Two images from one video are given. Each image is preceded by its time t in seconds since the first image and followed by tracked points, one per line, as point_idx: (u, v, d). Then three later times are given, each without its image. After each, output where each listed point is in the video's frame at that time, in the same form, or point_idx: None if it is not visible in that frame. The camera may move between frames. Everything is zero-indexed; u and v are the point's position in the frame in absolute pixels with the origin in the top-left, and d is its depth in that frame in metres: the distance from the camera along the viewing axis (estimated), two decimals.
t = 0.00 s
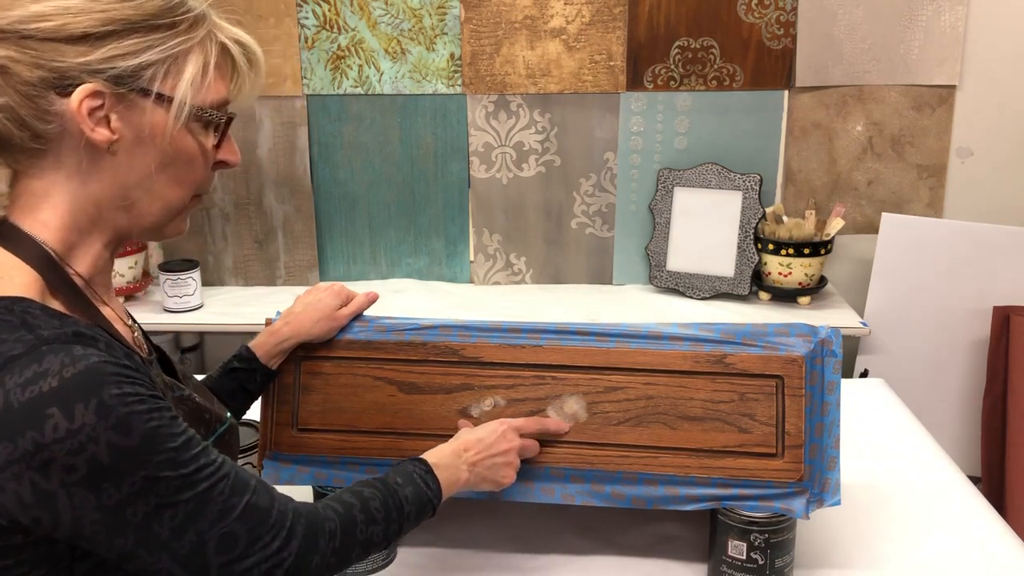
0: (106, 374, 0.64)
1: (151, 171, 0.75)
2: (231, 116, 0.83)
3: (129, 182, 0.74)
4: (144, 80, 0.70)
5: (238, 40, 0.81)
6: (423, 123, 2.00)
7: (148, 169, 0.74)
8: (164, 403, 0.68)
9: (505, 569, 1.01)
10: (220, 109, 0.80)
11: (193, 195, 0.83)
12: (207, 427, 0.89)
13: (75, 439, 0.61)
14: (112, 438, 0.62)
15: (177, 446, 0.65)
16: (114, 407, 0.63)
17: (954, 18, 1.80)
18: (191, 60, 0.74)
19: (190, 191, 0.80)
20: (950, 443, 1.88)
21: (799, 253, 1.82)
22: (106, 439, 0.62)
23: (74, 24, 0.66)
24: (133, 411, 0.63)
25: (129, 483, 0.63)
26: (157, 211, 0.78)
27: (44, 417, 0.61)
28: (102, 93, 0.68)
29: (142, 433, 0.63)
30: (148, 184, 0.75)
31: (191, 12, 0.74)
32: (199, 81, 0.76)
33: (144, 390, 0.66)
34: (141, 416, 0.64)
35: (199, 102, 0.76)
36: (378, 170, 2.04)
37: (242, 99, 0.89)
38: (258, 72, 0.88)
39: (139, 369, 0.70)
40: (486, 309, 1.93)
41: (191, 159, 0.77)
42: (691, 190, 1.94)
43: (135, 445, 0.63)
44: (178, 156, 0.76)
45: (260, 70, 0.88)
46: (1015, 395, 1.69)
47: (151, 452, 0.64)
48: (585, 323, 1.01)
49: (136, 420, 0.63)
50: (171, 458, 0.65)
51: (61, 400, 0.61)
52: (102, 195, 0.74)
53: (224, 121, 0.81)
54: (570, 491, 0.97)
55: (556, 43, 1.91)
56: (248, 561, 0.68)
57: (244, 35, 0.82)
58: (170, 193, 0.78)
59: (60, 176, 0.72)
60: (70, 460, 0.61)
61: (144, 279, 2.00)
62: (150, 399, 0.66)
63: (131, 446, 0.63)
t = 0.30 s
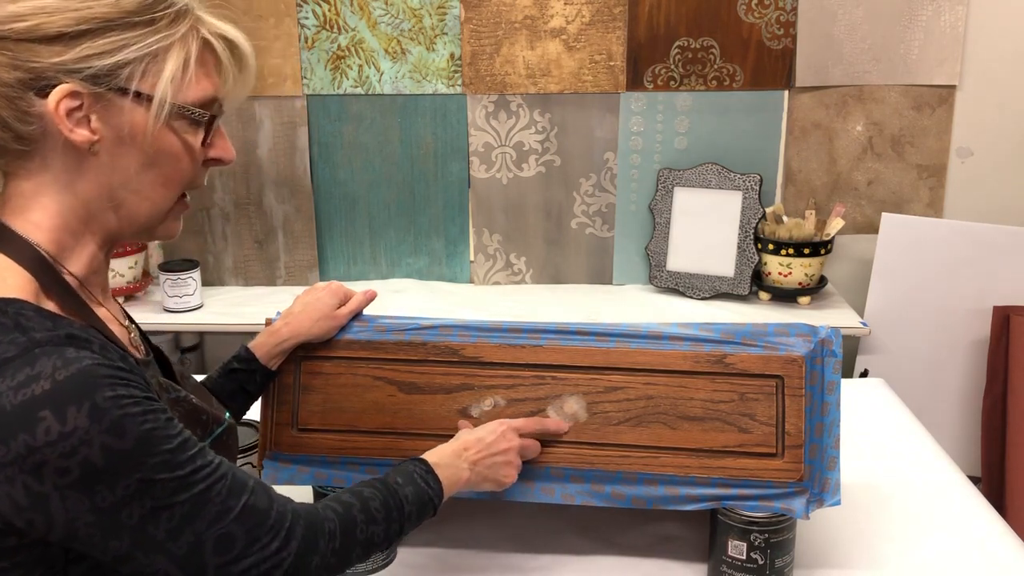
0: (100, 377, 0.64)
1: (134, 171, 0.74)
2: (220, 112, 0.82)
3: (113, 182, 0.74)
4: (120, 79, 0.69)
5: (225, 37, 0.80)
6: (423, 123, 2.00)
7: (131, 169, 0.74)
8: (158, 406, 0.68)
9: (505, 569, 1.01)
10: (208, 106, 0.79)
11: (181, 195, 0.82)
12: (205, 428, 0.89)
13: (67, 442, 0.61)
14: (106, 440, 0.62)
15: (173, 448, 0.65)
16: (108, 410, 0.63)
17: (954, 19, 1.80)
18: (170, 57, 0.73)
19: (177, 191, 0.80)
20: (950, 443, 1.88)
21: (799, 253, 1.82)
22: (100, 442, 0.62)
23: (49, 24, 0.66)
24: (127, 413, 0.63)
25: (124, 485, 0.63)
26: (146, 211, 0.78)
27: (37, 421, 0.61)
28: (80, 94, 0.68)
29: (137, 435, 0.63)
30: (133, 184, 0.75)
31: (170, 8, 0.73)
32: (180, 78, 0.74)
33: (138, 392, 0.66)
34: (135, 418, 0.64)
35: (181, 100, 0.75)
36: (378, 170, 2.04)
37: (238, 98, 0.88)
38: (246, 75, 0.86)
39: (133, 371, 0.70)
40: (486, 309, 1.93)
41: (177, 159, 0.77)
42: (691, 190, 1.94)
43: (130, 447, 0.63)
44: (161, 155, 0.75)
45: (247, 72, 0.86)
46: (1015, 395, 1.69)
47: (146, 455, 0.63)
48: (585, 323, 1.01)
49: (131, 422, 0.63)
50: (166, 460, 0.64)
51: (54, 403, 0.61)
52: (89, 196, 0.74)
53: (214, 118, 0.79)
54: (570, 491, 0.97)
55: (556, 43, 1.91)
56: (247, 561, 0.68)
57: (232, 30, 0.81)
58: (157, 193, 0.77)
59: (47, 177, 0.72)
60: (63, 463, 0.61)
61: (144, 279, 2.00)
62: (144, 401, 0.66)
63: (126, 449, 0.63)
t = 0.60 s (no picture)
0: (55, 389, 0.61)
1: (109, 174, 0.72)
2: (207, 113, 0.79)
3: (93, 181, 0.72)
4: (96, 78, 0.68)
5: (206, 34, 0.77)
6: (423, 123, 2.00)
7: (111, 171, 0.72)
8: (121, 427, 0.65)
9: (505, 569, 1.01)
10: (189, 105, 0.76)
11: (176, 189, 0.80)
12: (194, 435, 0.83)
13: (12, 452, 0.58)
14: (52, 454, 0.59)
15: (130, 474, 0.62)
16: (58, 424, 0.60)
17: (954, 18, 1.80)
18: (148, 55, 0.71)
19: (164, 191, 0.78)
20: (951, 443, 1.88)
21: (799, 253, 1.82)
22: (46, 455, 0.59)
23: (22, 23, 0.65)
24: (79, 430, 0.61)
25: (71, 505, 0.59)
26: (130, 211, 0.76)
27: None
28: (54, 92, 0.67)
29: (86, 453, 0.60)
30: (113, 185, 0.73)
31: (149, 7, 0.71)
32: (158, 76, 0.72)
33: (97, 409, 0.63)
34: (85, 435, 0.61)
35: (159, 99, 0.73)
36: (378, 170, 2.04)
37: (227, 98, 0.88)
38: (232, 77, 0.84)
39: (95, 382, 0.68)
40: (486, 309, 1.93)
41: (157, 158, 0.75)
42: (691, 190, 1.94)
43: (77, 465, 0.60)
44: (140, 154, 0.73)
45: (232, 74, 0.84)
46: (1015, 395, 1.69)
47: (97, 475, 0.60)
48: (585, 323, 1.01)
49: (77, 438, 0.60)
50: (119, 485, 0.61)
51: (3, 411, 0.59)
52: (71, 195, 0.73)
53: (194, 118, 0.77)
54: (570, 491, 0.97)
55: (556, 43, 1.91)
56: None
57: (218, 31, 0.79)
58: (141, 194, 0.75)
59: (28, 177, 0.71)
60: (8, 474, 0.58)
61: (144, 279, 2.00)
62: (103, 418, 0.63)
63: (73, 466, 0.59)
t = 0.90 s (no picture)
0: (14, 401, 0.61)
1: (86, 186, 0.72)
2: (194, 123, 0.79)
3: (74, 191, 0.72)
4: (80, 87, 0.67)
5: (195, 45, 0.77)
6: (423, 123, 2.00)
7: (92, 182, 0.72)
8: (86, 435, 0.64)
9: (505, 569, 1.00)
10: (177, 121, 0.75)
11: (152, 207, 0.80)
12: (175, 437, 0.83)
13: None
14: (7, 470, 0.59)
15: (87, 488, 0.61)
16: (14, 436, 0.60)
17: (954, 19, 1.80)
18: (135, 65, 0.70)
19: (145, 204, 0.77)
20: (951, 444, 1.88)
21: (799, 253, 1.82)
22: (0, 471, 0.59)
23: (7, 29, 0.64)
24: (33, 444, 0.60)
25: (25, 519, 0.60)
26: (109, 222, 0.75)
27: None
28: (37, 100, 0.66)
29: (40, 469, 0.60)
30: (94, 195, 0.73)
31: (139, 15, 0.70)
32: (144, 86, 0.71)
33: (60, 420, 0.63)
34: (41, 448, 0.60)
35: (146, 110, 0.72)
36: (378, 170, 2.04)
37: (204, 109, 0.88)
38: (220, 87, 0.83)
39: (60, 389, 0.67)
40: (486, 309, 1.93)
41: (138, 171, 0.74)
42: (691, 190, 1.94)
43: (31, 479, 0.60)
44: (123, 166, 0.73)
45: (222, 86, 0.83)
46: (1015, 395, 1.69)
47: (50, 493, 0.60)
48: (584, 323, 1.01)
49: (32, 450, 0.60)
50: (74, 500, 0.61)
51: None
52: (49, 204, 0.72)
53: (179, 130, 0.76)
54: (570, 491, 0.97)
55: (556, 43, 1.91)
56: None
57: (209, 42, 0.79)
58: (120, 205, 0.75)
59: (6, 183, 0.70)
60: None
61: (143, 279, 1.99)
62: (65, 429, 0.63)
63: (27, 480, 0.60)
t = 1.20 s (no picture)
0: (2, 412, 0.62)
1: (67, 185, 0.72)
2: (175, 120, 0.79)
3: (54, 192, 0.72)
4: (57, 86, 0.68)
5: (173, 41, 0.77)
6: (423, 123, 2.00)
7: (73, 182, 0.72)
8: (70, 444, 0.65)
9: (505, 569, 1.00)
10: (157, 118, 0.76)
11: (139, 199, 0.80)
12: (166, 440, 0.82)
13: None
14: None
15: (71, 500, 0.63)
16: None
17: (954, 19, 1.80)
18: (112, 63, 0.70)
19: (127, 201, 0.78)
20: (951, 444, 1.88)
21: (799, 253, 1.82)
22: None
23: None
24: (16, 454, 0.61)
25: (6, 531, 0.61)
26: (87, 221, 0.76)
27: None
28: (13, 101, 0.67)
29: (22, 480, 0.61)
30: (74, 196, 0.73)
31: (114, 12, 0.70)
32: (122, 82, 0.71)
33: (46, 429, 0.64)
34: (24, 458, 0.61)
35: (124, 108, 0.72)
36: (378, 169, 2.04)
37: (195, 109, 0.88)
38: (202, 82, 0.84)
39: (51, 399, 0.69)
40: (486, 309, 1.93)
41: (119, 170, 0.74)
42: (691, 189, 1.94)
43: (13, 490, 0.61)
44: (102, 166, 0.73)
45: (199, 81, 0.83)
46: (1015, 396, 1.69)
47: (32, 504, 0.61)
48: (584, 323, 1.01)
49: (15, 460, 0.61)
50: (58, 512, 0.62)
51: None
52: (30, 206, 0.73)
53: (160, 128, 0.76)
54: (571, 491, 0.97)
55: (556, 43, 1.91)
56: None
57: (185, 36, 0.79)
58: (101, 203, 0.75)
59: None
60: None
61: (144, 279, 1.99)
62: (48, 438, 0.64)
63: (9, 491, 0.61)
